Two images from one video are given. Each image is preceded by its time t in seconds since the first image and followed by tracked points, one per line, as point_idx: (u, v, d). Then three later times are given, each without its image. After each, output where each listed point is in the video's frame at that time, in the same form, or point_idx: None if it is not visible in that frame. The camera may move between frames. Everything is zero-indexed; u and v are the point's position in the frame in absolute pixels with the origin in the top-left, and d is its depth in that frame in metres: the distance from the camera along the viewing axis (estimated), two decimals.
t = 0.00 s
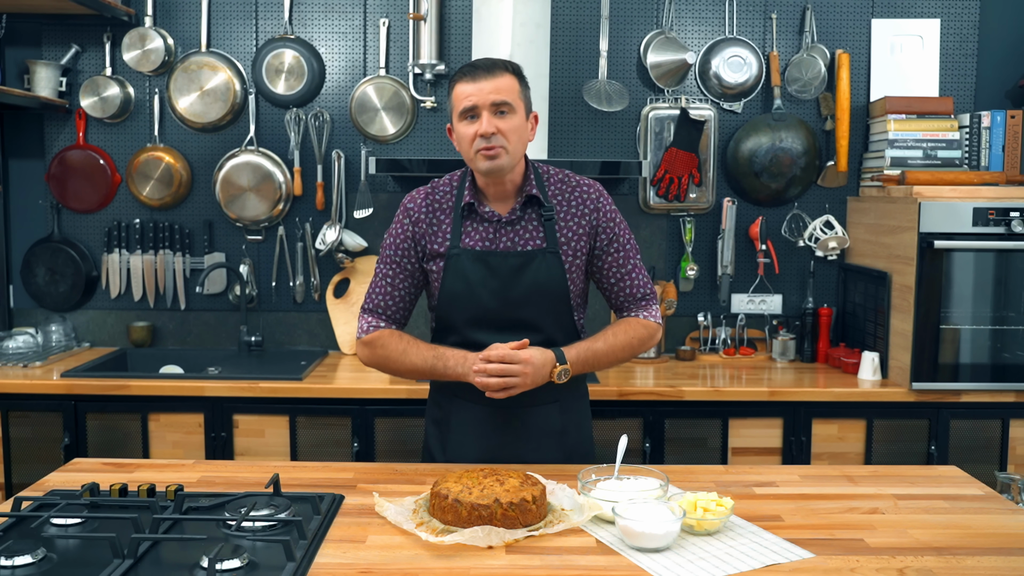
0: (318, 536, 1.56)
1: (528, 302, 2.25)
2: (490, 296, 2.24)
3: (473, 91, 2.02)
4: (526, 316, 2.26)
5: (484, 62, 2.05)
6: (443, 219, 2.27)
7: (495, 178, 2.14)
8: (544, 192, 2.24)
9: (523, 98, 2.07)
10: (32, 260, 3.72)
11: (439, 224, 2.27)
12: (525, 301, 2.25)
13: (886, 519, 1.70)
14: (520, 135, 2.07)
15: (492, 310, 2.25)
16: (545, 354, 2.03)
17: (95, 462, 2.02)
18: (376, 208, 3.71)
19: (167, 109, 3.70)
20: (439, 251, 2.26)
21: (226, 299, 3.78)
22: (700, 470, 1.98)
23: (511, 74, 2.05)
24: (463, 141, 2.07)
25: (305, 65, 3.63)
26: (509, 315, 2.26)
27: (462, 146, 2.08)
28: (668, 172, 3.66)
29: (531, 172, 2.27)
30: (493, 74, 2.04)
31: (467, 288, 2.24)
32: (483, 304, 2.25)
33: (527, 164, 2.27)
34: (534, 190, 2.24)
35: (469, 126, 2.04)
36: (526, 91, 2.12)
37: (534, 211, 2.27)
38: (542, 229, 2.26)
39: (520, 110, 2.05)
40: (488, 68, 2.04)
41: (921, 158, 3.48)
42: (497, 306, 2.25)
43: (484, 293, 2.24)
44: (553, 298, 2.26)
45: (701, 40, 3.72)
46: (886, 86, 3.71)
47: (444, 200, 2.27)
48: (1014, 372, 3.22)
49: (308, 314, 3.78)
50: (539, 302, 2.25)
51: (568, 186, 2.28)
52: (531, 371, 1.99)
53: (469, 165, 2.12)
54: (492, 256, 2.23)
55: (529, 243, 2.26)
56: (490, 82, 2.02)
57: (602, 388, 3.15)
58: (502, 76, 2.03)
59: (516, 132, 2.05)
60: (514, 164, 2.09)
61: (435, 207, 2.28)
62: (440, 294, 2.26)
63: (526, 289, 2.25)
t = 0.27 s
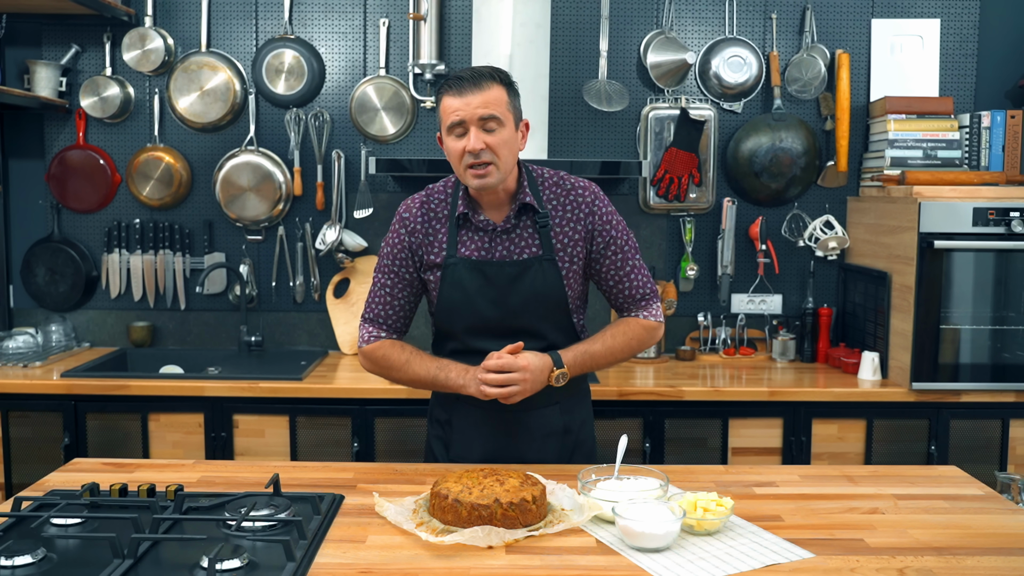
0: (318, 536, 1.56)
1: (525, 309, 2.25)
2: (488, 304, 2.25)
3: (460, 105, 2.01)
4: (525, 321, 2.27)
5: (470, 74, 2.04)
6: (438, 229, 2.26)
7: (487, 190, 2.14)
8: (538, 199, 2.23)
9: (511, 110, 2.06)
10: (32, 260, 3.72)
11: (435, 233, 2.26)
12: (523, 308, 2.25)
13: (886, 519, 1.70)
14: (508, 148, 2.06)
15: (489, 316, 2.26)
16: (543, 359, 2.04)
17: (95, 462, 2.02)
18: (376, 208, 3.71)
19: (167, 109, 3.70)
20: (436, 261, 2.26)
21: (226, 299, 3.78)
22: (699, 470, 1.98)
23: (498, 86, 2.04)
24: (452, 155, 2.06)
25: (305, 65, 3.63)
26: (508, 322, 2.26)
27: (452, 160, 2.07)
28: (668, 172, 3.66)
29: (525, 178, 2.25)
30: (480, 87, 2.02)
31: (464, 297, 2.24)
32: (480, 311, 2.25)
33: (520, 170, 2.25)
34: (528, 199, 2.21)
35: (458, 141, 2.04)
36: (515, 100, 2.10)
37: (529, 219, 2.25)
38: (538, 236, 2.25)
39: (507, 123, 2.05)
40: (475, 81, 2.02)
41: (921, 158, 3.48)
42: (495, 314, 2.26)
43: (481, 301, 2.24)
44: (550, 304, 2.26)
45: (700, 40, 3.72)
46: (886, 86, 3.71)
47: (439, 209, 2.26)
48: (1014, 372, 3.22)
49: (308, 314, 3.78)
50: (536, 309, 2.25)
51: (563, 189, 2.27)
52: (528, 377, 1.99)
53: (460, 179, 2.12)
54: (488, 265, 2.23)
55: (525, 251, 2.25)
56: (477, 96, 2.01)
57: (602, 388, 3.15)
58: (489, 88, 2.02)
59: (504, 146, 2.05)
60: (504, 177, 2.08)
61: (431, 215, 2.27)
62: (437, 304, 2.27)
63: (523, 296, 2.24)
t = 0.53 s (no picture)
0: (318, 536, 1.56)
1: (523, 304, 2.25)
2: (486, 298, 2.24)
3: (478, 94, 2.02)
4: (522, 317, 2.27)
5: (489, 65, 2.05)
6: (439, 222, 2.27)
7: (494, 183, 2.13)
8: (540, 195, 2.24)
9: (526, 105, 2.07)
10: (32, 260, 3.72)
11: (435, 226, 2.27)
12: (520, 303, 2.25)
13: (886, 519, 1.70)
14: (522, 141, 2.07)
15: (486, 311, 2.25)
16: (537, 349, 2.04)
17: (95, 462, 2.02)
18: (376, 208, 3.71)
19: (167, 109, 3.69)
20: (434, 253, 2.26)
21: (226, 299, 3.78)
22: (699, 470, 1.98)
23: (516, 79, 2.06)
24: (464, 144, 2.06)
25: (305, 65, 3.63)
26: (505, 317, 2.26)
27: (463, 149, 2.07)
28: (668, 172, 3.66)
29: (527, 174, 2.26)
30: (498, 79, 2.04)
31: (462, 290, 2.24)
32: (478, 305, 2.25)
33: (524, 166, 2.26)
34: (530, 193, 2.22)
35: (472, 131, 2.04)
36: (529, 97, 2.12)
37: (529, 214, 2.26)
38: (537, 231, 2.26)
39: (522, 116, 2.06)
40: (494, 73, 2.04)
41: (921, 158, 3.49)
42: (492, 309, 2.25)
43: (479, 295, 2.24)
44: (548, 300, 2.26)
45: (700, 40, 3.72)
46: (886, 86, 3.71)
47: (440, 202, 2.27)
48: (1014, 372, 3.22)
49: (308, 314, 3.78)
50: (533, 304, 2.26)
51: (564, 188, 2.28)
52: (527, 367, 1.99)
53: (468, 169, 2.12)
54: (487, 258, 2.23)
55: (524, 245, 2.26)
56: (495, 86, 2.02)
57: (602, 388, 3.15)
58: (506, 80, 2.04)
59: (518, 139, 2.05)
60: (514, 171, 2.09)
61: (432, 209, 2.27)
62: (435, 297, 2.26)
63: (521, 291, 2.24)
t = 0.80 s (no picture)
0: (318, 536, 1.56)
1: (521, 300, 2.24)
2: (484, 291, 2.23)
3: (513, 100, 2.01)
4: (519, 313, 2.25)
5: (530, 70, 2.02)
6: (443, 211, 2.27)
7: (506, 184, 2.16)
8: (548, 192, 2.25)
9: (556, 117, 2.07)
10: (32, 260, 3.72)
11: (439, 215, 2.27)
12: (518, 299, 2.24)
13: (886, 519, 1.70)
14: (543, 152, 2.08)
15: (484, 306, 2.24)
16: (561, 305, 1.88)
17: (95, 462, 2.02)
18: (376, 208, 3.72)
19: (167, 109, 3.70)
20: (437, 241, 2.26)
21: (226, 299, 3.78)
22: (699, 470, 1.98)
23: (553, 90, 2.05)
24: (487, 143, 2.06)
25: (305, 65, 3.63)
26: (501, 311, 2.24)
27: (485, 148, 2.07)
28: (668, 172, 3.66)
29: (538, 172, 2.27)
30: (535, 87, 2.02)
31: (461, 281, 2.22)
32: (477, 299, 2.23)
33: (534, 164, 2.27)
34: (539, 190, 2.24)
35: (499, 133, 2.04)
36: (558, 107, 2.12)
37: (535, 211, 2.28)
38: (541, 228, 2.27)
39: (550, 129, 2.07)
40: (533, 81, 2.02)
41: (921, 158, 3.49)
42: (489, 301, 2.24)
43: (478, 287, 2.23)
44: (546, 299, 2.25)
45: (700, 40, 3.72)
46: (886, 86, 3.71)
47: (446, 191, 2.29)
48: (1014, 372, 3.22)
49: (308, 314, 3.78)
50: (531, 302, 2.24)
51: (570, 189, 2.31)
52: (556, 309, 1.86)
53: (484, 164, 2.13)
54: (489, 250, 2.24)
55: (527, 240, 2.27)
56: (531, 95, 2.01)
57: (602, 388, 3.15)
58: (544, 91, 2.03)
59: (541, 150, 2.07)
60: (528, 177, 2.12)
61: (437, 198, 2.28)
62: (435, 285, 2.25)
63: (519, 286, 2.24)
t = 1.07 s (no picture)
0: (319, 536, 1.56)
1: (523, 309, 2.25)
2: (485, 295, 2.24)
3: (520, 99, 2.01)
4: (519, 319, 2.26)
5: (534, 70, 2.03)
6: (449, 215, 2.27)
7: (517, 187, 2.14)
8: (555, 204, 2.25)
9: (563, 115, 2.07)
10: (32, 260, 3.72)
11: (444, 219, 2.27)
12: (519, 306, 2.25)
13: (886, 519, 1.70)
14: (553, 152, 2.08)
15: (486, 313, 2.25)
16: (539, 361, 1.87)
17: (94, 462, 2.02)
18: (375, 208, 3.72)
19: (167, 109, 3.70)
20: (441, 246, 2.26)
21: (226, 299, 3.78)
22: (699, 470, 1.98)
23: (559, 89, 2.05)
24: (496, 145, 2.05)
25: (305, 65, 3.63)
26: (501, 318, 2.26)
27: (493, 150, 2.06)
28: (668, 172, 3.66)
29: (545, 183, 2.26)
30: (541, 86, 2.02)
31: (465, 288, 2.24)
32: (479, 306, 2.25)
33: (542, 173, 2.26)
34: (546, 201, 2.23)
35: (507, 134, 2.03)
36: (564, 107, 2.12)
37: (541, 222, 2.27)
38: (547, 240, 2.26)
39: (558, 127, 2.06)
40: (539, 79, 2.02)
41: (921, 158, 3.49)
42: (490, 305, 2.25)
43: (479, 291, 2.24)
44: (548, 307, 2.26)
45: (701, 40, 3.72)
46: (886, 86, 3.71)
47: (452, 195, 2.27)
48: (1014, 372, 3.22)
49: (308, 314, 3.78)
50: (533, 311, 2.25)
51: (577, 201, 2.29)
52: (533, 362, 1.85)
53: (494, 168, 2.12)
54: (494, 259, 2.23)
55: (532, 251, 2.26)
56: (538, 94, 2.01)
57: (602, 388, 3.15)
58: (550, 89, 2.03)
59: (551, 149, 2.06)
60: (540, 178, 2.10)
61: (443, 201, 2.27)
62: (436, 291, 2.26)
63: (521, 295, 2.25)
